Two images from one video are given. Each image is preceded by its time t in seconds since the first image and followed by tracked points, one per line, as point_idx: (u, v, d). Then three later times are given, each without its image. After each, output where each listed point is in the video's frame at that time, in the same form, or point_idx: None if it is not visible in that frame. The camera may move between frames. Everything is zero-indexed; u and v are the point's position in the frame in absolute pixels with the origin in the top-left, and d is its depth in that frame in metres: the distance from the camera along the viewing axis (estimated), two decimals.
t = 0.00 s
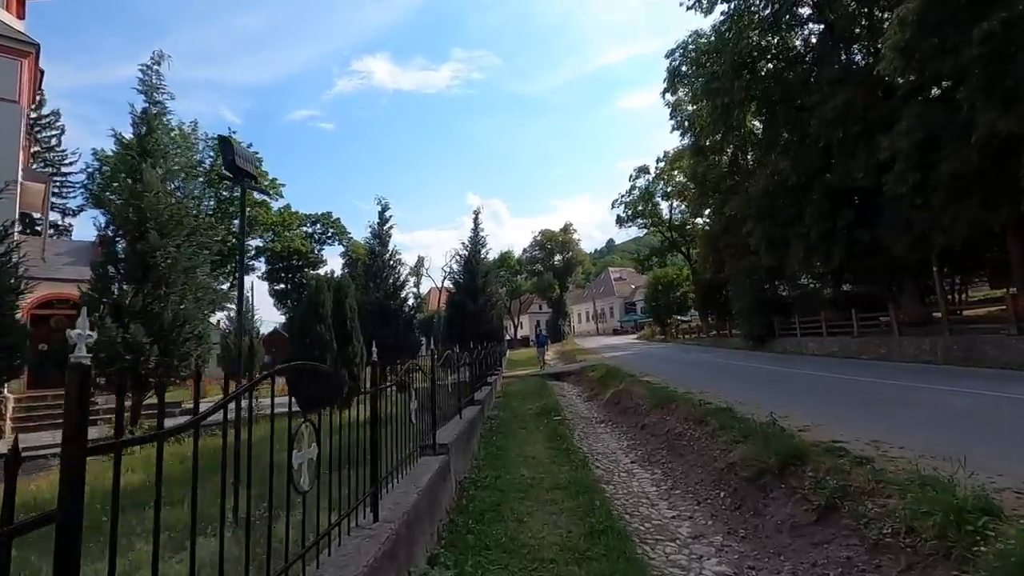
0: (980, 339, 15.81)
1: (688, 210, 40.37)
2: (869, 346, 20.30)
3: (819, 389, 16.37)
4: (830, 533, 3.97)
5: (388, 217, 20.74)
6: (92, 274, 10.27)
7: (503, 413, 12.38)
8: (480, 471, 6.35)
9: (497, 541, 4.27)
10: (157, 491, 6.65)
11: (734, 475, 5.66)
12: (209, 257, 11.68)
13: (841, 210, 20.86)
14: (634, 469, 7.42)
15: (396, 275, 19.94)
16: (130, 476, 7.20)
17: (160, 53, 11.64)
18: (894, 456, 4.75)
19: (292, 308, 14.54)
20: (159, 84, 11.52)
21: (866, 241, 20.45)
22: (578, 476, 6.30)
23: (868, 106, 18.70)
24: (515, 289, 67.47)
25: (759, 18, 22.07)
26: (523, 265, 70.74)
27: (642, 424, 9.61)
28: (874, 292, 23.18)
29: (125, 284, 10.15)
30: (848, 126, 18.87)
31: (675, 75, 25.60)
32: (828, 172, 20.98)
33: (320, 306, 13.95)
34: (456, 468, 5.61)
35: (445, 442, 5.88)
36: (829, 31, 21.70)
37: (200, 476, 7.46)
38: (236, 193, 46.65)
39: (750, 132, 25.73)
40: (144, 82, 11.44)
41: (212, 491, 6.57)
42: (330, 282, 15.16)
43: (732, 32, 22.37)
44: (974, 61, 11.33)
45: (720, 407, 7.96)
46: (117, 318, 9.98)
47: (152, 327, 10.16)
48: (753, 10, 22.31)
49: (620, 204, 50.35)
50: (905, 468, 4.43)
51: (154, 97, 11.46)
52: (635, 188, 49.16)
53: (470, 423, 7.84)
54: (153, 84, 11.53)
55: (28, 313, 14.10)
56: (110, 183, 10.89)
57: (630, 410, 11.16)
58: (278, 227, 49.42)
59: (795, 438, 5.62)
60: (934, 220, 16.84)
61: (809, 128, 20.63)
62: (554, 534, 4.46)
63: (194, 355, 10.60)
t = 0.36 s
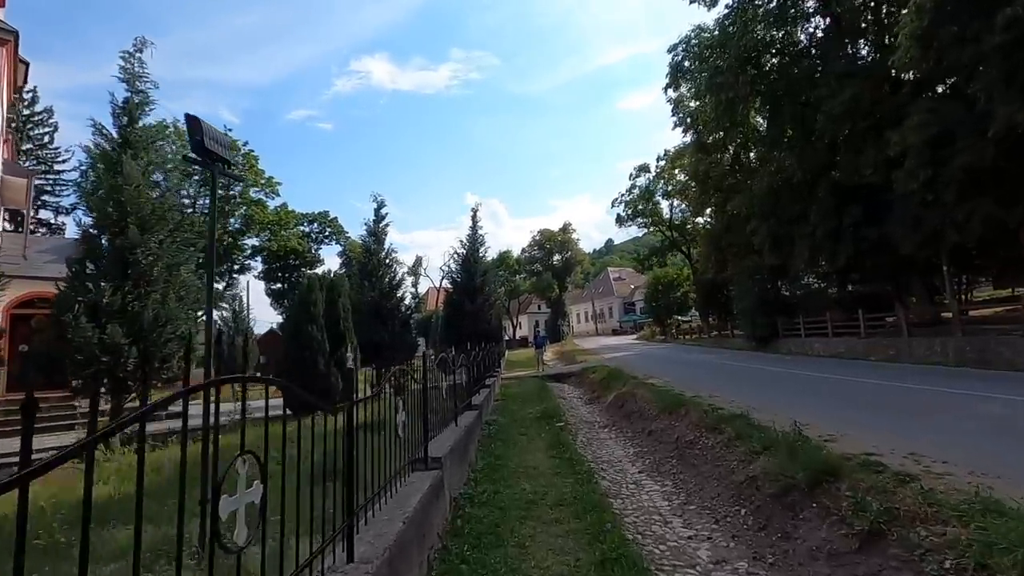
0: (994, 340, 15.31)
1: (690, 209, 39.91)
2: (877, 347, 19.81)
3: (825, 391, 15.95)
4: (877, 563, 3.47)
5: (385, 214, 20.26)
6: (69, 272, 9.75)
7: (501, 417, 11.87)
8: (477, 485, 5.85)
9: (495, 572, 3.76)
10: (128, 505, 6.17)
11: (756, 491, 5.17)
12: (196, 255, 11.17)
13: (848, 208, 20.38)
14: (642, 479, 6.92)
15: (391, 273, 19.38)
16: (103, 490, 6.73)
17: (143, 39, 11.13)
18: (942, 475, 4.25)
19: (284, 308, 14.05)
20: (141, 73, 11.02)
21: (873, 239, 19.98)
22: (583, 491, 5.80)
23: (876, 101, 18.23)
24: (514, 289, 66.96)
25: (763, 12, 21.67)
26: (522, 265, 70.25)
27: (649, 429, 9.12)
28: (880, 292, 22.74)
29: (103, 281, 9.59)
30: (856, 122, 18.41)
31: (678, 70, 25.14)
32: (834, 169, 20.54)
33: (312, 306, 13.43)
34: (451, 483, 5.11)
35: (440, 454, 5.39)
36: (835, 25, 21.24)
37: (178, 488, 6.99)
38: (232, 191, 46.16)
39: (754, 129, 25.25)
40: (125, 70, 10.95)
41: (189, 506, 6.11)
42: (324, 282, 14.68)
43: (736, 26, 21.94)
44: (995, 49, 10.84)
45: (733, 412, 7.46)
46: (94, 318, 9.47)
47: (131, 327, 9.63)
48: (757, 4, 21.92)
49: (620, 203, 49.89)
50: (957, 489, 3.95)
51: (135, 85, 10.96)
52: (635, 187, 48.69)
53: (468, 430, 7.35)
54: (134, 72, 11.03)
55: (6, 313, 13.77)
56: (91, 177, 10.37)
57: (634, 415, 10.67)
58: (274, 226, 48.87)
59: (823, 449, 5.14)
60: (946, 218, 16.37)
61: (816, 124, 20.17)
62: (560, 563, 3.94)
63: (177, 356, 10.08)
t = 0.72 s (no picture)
0: (1009, 341, 14.77)
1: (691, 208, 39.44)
2: (884, 349, 19.31)
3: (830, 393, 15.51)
4: None
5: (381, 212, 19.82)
6: (40, 268, 9.25)
7: (498, 420, 11.38)
8: (470, 500, 5.34)
9: None
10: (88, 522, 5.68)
11: (778, 509, 4.67)
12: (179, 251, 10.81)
13: (855, 206, 19.88)
14: (648, 491, 6.41)
15: (387, 272, 18.90)
16: (65, 504, 6.24)
17: (123, 25, 10.63)
18: (995, 496, 3.76)
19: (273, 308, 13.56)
20: (121, 60, 10.54)
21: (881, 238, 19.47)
22: (586, 506, 5.30)
23: (884, 96, 17.75)
24: (513, 289, 66.48)
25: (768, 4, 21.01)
26: (521, 264, 69.77)
27: (655, 436, 8.62)
28: (887, 292, 22.22)
29: (76, 278, 9.10)
30: (864, 117, 17.94)
31: (680, 65, 24.64)
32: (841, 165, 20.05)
33: (302, 306, 12.93)
34: (440, 500, 4.60)
35: (429, 467, 4.90)
36: (842, 18, 20.72)
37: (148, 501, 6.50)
38: (227, 190, 45.69)
39: (757, 126, 24.77)
40: (104, 57, 10.46)
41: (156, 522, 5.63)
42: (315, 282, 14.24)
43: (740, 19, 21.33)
44: (1016, 38, 10.32)
45: (746, 418, 6.97)
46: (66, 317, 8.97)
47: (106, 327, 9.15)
48: None
49: (621, 202, 49.39)
50: (1015, 514, 3.47)
51: (114, 73, 10.49)
52: (636, 186, 48.23)
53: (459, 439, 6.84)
54: (114, 60, 10.55)
55: None
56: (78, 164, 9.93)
57: (638, 419, 10.21)
58: (271, 224, 48.35)
59: (852, 462, 4.65)
60: (958, 215, 15.83)
61: (822, 120, 19.67)
62: None
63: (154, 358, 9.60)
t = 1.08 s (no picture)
0: None
1: (693, 207, 38.96)
2: (893, 349, 18.80)
3: (839, 394, 15.03)
4: None
5: (378, 208, 19.34)
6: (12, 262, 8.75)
7: (496, 423, 10.87)
8: (465, 516, 4.84)
9: None
10: (45, 538, 5.18)
11: (808, 527, 4.21)
12: (163, 246, 10.26)
13: (863, 203, 19.39)
14: (659, 502, 5.92)
15: (383, 269, 18.39)
16: (26, 516, 5.75)
17: (103, 8, 10.10)
18: None
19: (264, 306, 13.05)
20: (101, 46, 10.01)
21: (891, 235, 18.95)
22: (593, 523, 4.79)
23: (894, 89, 17.27)
24: (512, 288, 66.02)
25: None
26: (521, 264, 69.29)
27: (663, 441, 8.13)
28: (895, 291, 21.73)
29: (49, 273, 8.55)
30: (873, 112, 17.45)
31: (684, 60, 24.14)
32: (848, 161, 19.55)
33: (293, 303, 12.41)
34: (430, 520, 4.10)
35: (418, 478, 4.38)
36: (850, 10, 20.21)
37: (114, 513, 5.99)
38: (224, 188, 45.27)
39: (762, 122, 24.31)
40: (82, 43, 9.93)
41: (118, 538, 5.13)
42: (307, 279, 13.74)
43: (745, 13, 20.85)
44: None
45: (764, 423, 6.47)
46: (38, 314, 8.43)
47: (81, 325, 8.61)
48: None
49: (621, 201, 48.95)
50: None
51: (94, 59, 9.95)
52: (636, 185, 47.79)
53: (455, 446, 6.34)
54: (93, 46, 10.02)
55: None
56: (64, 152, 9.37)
57: (644, 423, 9.70)
58: (268, 223, 47.90)
59: (894, 476, 4.17)
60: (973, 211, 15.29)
61: (829, 114, 19.17)
62: None
63: (133, 357, 9.06)
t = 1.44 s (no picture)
0: None
1: (694, 205, 38.50)
2: (902, 349, 18.33)
3: (847, 395, 14.57)
4: None
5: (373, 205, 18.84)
6: None
7: (494, 426, 10.37)
8: (459, 538, 4.34)
9: None
10: None
11: (845, 552, 3.72)
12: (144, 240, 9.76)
13: (870, 199, 18.92)
14: (671, 517, 5.43)
15: (378, 267, 17.90)
16: None
17: None
18: None
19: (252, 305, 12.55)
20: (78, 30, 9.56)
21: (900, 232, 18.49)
22: (602, 545, 4.28)
23: (903, 82, 16.81)
24: (512, 288, 65.55)
25: None
26: (519, 263, 68.78)
27: (671, 447, 7.64)
28: (902, 289, 21.28)
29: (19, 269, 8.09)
30: (882, 105, 16.97)
31: (686, 54, 23.67)
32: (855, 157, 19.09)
33: (283, 302, 11.93)
34: (417, 546, 3.59)
35: (406, 497, 3.87)
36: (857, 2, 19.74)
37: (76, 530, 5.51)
38: (220, 186, 44.76)
39: (765, 118, 23.87)
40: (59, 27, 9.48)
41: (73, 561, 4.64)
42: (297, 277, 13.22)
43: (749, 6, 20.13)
44: None
45: (784, 431, 5.95)
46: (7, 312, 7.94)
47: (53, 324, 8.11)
48: None
49: (621, 199, 48.47)
50: None
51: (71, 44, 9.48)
52: (636, 184, 47.34)
53: (448, 455, 5.83)
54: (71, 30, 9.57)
55: None
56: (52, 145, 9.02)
57: (649, 427, 9.20)
58: (264, 222, 47.38)
59: (945, 496, 3.67)
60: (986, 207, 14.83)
61: (836, 108, 18.70)
62: None
63: (109, 358, 8.54)
